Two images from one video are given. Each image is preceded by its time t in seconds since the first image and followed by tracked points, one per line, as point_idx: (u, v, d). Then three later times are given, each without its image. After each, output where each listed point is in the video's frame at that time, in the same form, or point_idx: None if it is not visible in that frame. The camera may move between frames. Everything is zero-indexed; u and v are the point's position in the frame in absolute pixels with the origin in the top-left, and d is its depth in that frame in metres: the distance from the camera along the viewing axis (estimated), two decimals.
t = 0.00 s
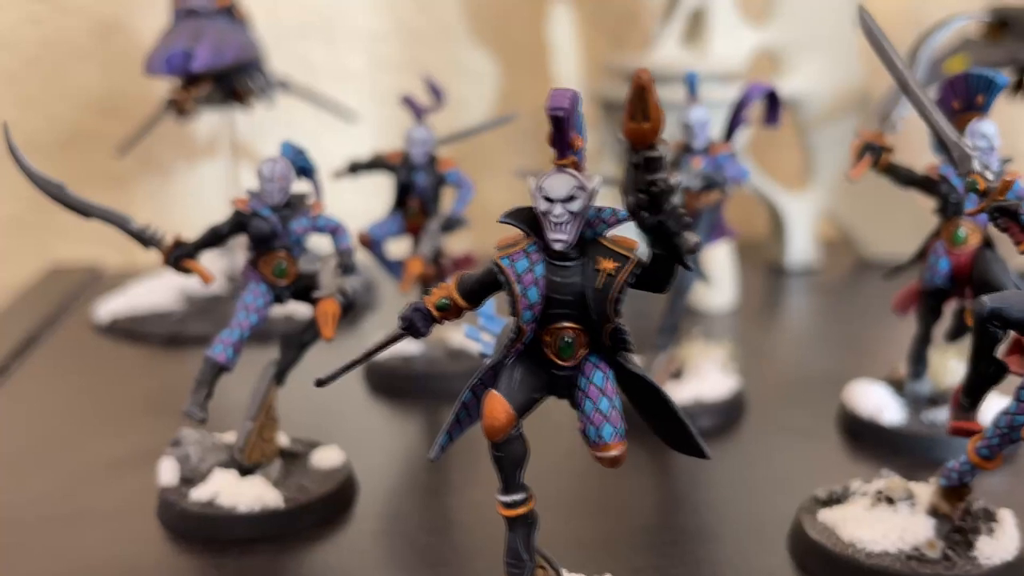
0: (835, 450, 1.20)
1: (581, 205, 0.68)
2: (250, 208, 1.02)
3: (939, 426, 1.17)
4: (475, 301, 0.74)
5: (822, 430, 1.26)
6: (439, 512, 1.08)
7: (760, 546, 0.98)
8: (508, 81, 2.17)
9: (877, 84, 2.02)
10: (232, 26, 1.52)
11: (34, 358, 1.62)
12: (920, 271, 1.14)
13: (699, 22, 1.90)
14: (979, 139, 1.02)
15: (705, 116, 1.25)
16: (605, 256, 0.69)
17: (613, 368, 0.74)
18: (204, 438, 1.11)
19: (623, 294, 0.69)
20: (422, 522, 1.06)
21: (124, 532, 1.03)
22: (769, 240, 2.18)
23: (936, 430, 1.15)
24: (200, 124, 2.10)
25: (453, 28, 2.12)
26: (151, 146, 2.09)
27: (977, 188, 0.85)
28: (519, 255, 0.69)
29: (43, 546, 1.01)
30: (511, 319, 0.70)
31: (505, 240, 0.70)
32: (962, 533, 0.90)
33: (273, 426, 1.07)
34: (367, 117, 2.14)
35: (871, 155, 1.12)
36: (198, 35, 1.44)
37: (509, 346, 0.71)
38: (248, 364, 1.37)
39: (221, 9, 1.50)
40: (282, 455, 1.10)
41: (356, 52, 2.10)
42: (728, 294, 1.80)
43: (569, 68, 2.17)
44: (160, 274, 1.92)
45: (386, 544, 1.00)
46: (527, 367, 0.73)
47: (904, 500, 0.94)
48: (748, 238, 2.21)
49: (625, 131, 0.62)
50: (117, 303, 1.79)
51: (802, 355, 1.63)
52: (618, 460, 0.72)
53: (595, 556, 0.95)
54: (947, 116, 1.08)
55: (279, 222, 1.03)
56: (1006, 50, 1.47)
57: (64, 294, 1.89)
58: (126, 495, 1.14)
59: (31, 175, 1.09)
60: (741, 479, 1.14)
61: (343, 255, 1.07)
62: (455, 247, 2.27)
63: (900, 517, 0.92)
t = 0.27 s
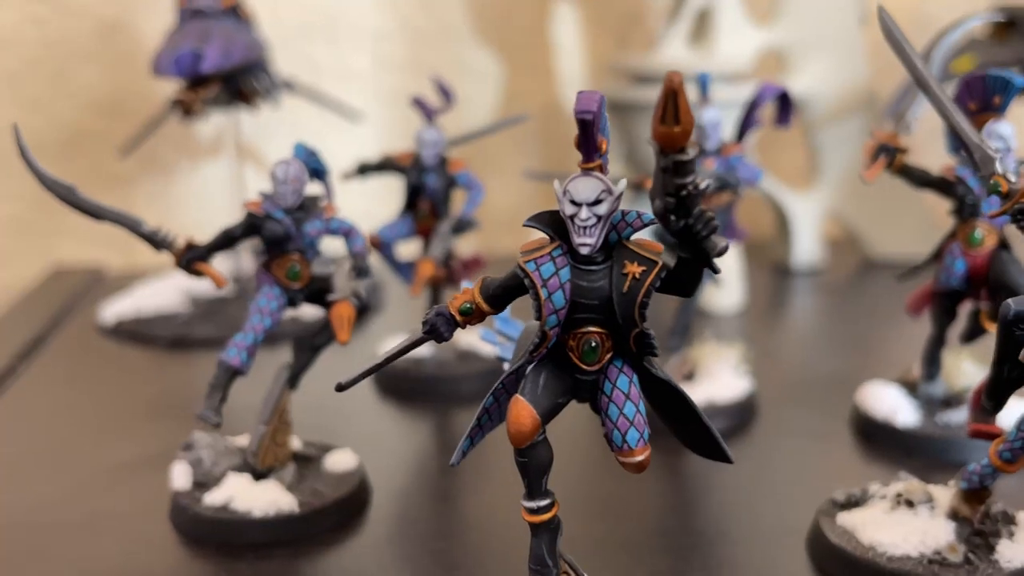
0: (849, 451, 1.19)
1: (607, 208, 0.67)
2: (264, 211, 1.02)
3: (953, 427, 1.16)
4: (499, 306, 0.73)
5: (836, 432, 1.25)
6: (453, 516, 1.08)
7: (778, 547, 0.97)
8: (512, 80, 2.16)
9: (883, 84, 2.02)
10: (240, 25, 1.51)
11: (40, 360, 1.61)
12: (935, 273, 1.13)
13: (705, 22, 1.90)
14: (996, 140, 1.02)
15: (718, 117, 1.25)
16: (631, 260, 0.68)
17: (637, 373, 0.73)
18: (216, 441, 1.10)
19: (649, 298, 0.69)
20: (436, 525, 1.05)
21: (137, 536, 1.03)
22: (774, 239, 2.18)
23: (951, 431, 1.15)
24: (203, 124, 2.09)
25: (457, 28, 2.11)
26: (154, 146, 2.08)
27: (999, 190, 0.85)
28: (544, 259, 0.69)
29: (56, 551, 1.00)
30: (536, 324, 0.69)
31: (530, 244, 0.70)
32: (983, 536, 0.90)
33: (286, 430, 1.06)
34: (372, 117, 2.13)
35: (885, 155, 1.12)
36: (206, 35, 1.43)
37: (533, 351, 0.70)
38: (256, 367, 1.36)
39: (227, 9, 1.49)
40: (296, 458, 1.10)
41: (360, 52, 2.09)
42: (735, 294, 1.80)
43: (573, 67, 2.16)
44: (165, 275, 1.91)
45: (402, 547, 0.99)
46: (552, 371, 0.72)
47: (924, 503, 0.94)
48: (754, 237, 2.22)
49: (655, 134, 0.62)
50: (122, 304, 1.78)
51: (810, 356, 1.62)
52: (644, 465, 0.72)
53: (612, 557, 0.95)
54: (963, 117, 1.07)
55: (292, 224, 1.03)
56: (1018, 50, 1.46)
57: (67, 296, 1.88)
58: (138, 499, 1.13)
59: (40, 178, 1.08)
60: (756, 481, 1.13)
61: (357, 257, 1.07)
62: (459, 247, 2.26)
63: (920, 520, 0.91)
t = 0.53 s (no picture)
0: (858, 450, 1.19)
1: (627, 207, 0.67)
2: (274, 210, 1.01)
3: (964, 426, 1.16)
4: (516, 305, 0.73)
5: (845, 431, 1.25)
6: (462, 516, 1.07)
7: (790, 546, 0.97)
8: (515, 80, 2.16)
9: (887, 84, 2.01)
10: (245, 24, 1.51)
11: (44, 360, 1.60)
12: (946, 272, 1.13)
13: (709, 21, 1.90)
14: (1008, 139, 1.02)
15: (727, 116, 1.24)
16: (651, 259, 0.68)
17: (655, 373, 0.73)
18: (225, 442, 1.10)
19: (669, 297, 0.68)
20: (446, 525, 1.05)
21: (146, 538, 1.02)
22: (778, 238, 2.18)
23: (961, 430, 1.15)
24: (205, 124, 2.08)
25: (459, 27, 2.11)
26: (156, 146, 2.08)
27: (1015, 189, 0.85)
28: (563, 259, 0.68)
29: (66, 553, 1.00)
30: (554, 323, 0.69)
31: (548, 244, 0.70)
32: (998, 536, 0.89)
33: (296, 431, 1.06)
34: (374, 117, 2.12)
35: (896, 154, 1.12)
36: (212, 33, 1.43)
37: (552, 350, 0.70)
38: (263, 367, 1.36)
39: (232, 8, 1.49)
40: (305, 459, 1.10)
41: (362, 52, 2.09)
42: (739, 293, 1.80)
43: (575, 67, 2.16)
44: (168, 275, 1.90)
45: (413, 547, 0.99)
46: (570, 371, 0.72)
47: (938, 502, 0.94)
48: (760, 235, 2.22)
49: (678, 133, 0.61)
50: (125, 304, 1.77)
51: (813, 355, 1.62)
52: (663, 465, 0.71)
53: (625, 555, 0.95)
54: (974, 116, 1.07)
55: (303, 223, 1.02)
56: None
57: (69, 296, 1.88)
58: (146, 501, 1.13)
59: (49, 177, 1.07)
60: (766, 480, 1.13)
61: (367, 257, 1.07)
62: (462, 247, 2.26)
63: (934, 519, 0.91)
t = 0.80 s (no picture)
0: (875, 451, 1.19)
1: (660, 210, 0.67)
2: (291, 212, 1.00)
3: (981, 427, 1.16)
4: (546, 308, 0.72)
5: (860, 433, 1.25)
6: (481, 519, 1.06)
7: (812, 548, 0.97)
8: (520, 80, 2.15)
9: (894, 84, 2.01)
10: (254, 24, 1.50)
11: (52, 362, 1.59)
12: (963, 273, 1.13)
13: (717, 21, 1.89)
14: None
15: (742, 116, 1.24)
16: (684, 262, 0.68)
17: (687, 376, 0.72)
18: (242, 445, 1.10)
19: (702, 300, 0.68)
20: (465, 528, 1.04)
21: (164, 542, 1.02)
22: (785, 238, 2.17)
23: (979, 431, 1.15)
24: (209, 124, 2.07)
25: (463, 27, 2.10)
26: (160, 147, 2.07)
27: None
28: (595, 261, 0.68)
29: (83, 558, 0.99)
30: (586, 327, 0.69)
31: (579, 247, 0.69)
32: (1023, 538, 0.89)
33: (313, 434, 1.06)
34: (378, 117, 2.12)
35: (913, 155, 1.11)
36: (222, 34, 1.42)
37: (582, 354, 0.70)
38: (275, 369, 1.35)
39: (239, 8, 1.48)
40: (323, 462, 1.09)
41: (366, 52, 2.08)
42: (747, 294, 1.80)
43: (579, 66, 2.15)
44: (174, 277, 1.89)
45: (433, 551, 0.98)
46: (601, 375, 0.72)
47: (961, 504, 0.94)
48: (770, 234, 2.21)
49: (715, 135, 0.61)
50: (132, 306, 1.76)
51: (819, 355, 1.61)
52: (696, 469, 0.71)
53: (647, 558, 0.94)
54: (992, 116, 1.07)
55: (320, 225, 1.01)
56: None
57: (75, 297, 1.87)
58: (161, 505, 1.12)
59: (63, 178, 1.06)
60: (783, 482, 1.13)
61: (384, 258, 1.06)
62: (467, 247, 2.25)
63: (958, 521, 0.91)
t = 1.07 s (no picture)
0: (881, 451, 1.19)
1: (678, 211, 0.67)
2: (301, 213, 1.00)
3: (988, 426, 1.16)
4: (562, 310, 0.72)
5: (867, 432, 1.25)
6: (490, 519, 1.06)
7: (823, 547, 0.97)
8: (520, 80, 2.15)
9: (894, 82, 2.01)
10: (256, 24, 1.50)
11: (55, 363, 1.59)
12: (970, 273, 1.13)
13: (718, 19, 1.89)
14: None
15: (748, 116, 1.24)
16: (701, 263, 0.68)
17: (703, 377, 0.72)
18: (251, 446, 1.09)
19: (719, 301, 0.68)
20: (474, 528, 1.05)
21: (174, 544, 1.01)
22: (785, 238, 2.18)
23: (986, 430, 1.15)
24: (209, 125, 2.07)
25: (464, 27, 2.10)
26: (161, 146, 2.06)
27: None
28: (612, 263, 0.68)
29: (93, 559, 0.99)
30: (603, 328, 0.69)
31: (596, 248, 0.69)
32: None
33: (322, 435, 1.06)
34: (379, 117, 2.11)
35: (920, 154, 1.11)
36: (228, 33, 1.42)
37: (599, 355, 0.70)
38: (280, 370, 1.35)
39: (243, 8, 1.48)
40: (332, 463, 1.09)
41: (367, 51, 2.07)
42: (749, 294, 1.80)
43: (580, 66, 2.14)
44: (175, 278, 1.89)
45: (444, 551, 0.98)
46: (618, 376, 0.72)
47: (972, 504, 0.94)
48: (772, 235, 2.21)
49: (735, 136, 0.61)
50: (135, 306, 1.76)
51: (821, 355, 1.61)
52: (711, 470, 0.71)
53: (658, 557, 0.94)
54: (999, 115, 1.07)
55: (329, 226, 1.01)
56: None
57: (77, 298, 1.86)
58: (169, 506, 1.12)
59: (69, 179, 1.06)
60: (792, 480, 1.13)
61: (394, 260, 1.06)
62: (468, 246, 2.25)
63: (969, 520, 0.91)
